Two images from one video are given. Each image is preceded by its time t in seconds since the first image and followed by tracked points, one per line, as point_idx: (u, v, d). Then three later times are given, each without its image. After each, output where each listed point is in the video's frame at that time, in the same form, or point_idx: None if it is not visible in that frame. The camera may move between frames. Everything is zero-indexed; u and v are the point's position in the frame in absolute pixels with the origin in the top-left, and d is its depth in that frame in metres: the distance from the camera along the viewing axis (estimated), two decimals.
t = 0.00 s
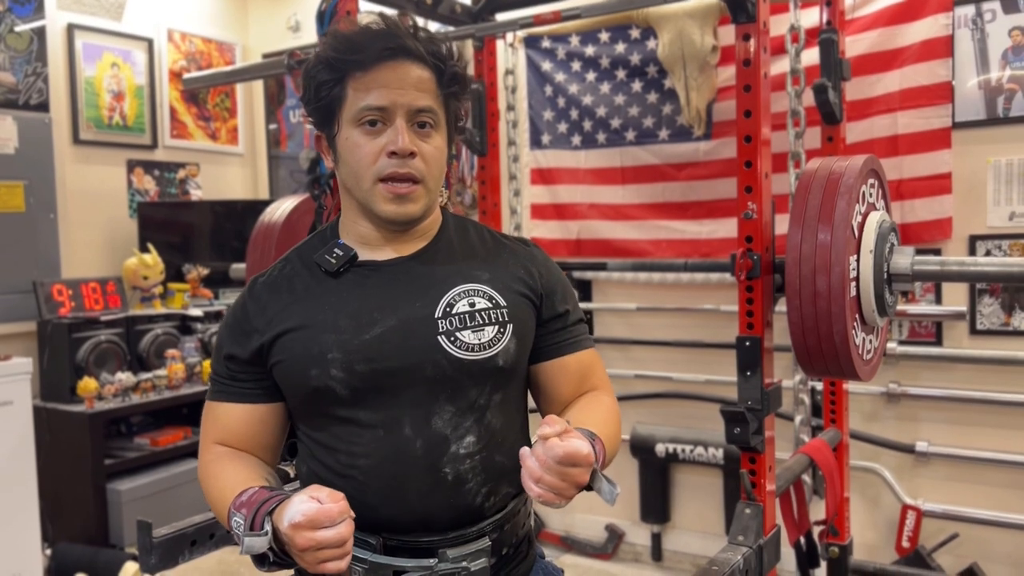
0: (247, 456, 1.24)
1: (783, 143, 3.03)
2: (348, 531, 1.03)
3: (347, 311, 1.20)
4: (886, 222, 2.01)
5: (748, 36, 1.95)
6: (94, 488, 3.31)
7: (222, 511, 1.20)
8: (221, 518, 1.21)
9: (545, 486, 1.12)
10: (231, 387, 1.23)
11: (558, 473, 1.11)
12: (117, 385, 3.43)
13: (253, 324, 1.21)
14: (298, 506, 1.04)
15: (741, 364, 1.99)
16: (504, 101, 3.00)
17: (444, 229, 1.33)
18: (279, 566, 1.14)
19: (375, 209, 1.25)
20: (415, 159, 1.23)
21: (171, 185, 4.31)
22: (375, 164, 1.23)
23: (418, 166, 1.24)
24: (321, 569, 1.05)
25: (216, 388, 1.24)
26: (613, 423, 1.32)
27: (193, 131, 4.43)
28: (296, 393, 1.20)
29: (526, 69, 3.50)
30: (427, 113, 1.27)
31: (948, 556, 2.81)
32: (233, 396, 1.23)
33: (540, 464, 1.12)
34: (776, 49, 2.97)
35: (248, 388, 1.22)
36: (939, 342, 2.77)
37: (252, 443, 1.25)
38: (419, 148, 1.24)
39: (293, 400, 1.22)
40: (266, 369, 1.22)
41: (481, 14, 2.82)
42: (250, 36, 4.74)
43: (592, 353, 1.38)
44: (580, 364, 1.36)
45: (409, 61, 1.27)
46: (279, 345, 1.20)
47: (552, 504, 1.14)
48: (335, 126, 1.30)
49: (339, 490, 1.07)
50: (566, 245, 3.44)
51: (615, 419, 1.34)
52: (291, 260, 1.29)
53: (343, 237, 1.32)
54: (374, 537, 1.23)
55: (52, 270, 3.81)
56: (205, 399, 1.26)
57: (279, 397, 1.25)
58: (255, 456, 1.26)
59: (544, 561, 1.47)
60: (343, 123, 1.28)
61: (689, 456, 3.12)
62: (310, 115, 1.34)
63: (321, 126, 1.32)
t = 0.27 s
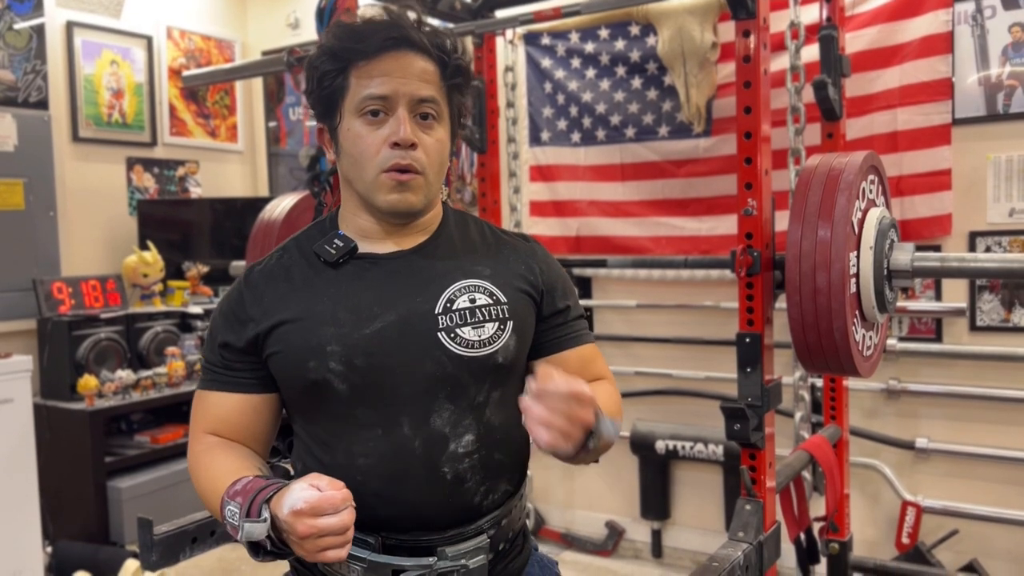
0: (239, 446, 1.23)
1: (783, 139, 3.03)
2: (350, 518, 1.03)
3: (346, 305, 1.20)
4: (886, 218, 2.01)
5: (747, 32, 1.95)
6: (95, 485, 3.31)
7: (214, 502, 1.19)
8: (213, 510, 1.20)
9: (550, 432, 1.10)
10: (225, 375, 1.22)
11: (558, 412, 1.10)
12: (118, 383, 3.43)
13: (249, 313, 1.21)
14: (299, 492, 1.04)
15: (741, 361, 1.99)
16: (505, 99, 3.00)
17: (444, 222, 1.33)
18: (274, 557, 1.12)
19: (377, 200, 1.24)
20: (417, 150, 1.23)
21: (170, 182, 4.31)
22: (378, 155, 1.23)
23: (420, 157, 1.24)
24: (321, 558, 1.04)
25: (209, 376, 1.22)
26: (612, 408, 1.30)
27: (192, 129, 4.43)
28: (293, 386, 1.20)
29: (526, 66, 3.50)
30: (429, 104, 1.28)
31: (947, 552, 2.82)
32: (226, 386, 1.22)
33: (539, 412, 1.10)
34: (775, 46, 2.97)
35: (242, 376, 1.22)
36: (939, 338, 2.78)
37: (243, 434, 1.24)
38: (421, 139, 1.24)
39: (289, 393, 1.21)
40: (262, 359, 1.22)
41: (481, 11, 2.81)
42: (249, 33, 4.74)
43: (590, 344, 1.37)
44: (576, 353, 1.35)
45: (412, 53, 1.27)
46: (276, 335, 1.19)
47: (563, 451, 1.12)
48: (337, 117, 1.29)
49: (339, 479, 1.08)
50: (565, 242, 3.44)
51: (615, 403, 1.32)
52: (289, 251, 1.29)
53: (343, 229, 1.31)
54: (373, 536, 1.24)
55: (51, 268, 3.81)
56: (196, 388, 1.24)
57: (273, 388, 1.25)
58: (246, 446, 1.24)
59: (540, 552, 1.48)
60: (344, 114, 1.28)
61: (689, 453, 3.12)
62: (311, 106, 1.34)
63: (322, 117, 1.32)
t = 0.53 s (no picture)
0: (230, 444, 1.23)
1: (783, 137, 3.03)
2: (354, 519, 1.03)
3: (343, 301, 1.20)
4: (886, 215, 2.01)
5: (747, 29, 1.95)
6: (96, 483, 3.32)
7: (207, 499, 1.18)
8: (204, 507, 1.19)
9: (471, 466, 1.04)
10: (219, 372, 1.21)
11: (468, 451, 1.03)
12: (118, 381, 3.44)
13: (245, 309, 1.21)
14: (303, 492, 1.04)
15: (741, 358, 1.99)
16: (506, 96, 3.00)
17: (439, 222, 1.34)
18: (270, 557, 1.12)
19: (379, 200, 1.25)
20: (423, 153, 1.23)
21: (170, 180, 4.31)
22: (384, 156, 1.23)
23: (426, 161, 1.24)
24: (324, 558, 1.04)
25: (201, 373, 1.22)
26: (597, 412, 1.29)
27: (192, 127, 4.43)
28: (289, 383, 1.20)
29: (526, 64, 3.50)
30: (435, 108, 1.28)
31: (947, 548, 2.82)
32: (219, 382, 1.21)
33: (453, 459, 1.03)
34: (775, 43, 2.97)
35: (236, 372, 1.22)
36: (939, 335, 2.78)
37: (232, 431, 1.23)
38: (427, 142, 1.25)
39: (283, 389, 1.21)
40: (257, 355, 1.22)
41: (481, 8, 2.79)
42: (249, 31, 4.74)
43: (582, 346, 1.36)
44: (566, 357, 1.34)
45: (422, 55, 1.27)
46: (272, 331, 1.19)
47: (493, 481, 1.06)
48: (340, 113, 1.29)
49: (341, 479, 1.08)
50: (565, 239, 3.45)
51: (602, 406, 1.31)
52: (282, 248, 1.29)
53: (340, 226, 1.31)
54: (368, 534, 1.24)
55: (51, 266, 3.81)
56: (185, 385, 1.23)
57: (265, 385, 1.25)
58: (236, 444, 1.24)
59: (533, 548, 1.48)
60: (350, 112, 1.27)
61: (690, 450, 3.12)
62: (313, 100, 1.33)
63: (325, 111, 1.31)
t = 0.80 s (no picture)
0: (227, 441, 1.23)
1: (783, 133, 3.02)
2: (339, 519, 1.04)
3: (337, 299, 1.20)
4: (886, 212, 2.01)
5: (747, 26, 1.95)
6: (96, 481, 3.32)
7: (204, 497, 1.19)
8: (201, 504, 1.20)
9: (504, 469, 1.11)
10: (215, 369, 1.21)
11: (502, 455, 1.10)
12: (118, 379, 3.45)
13: (239, 306, 1.21)
14: (290, 492, 1.04)
15: (741, 355, 2.00)
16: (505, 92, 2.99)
17: (436, 218, 1.33)
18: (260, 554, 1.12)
19: (371, 193, 1.24)
20: (413, 145, 1.23)
21: (170, 178, 4.31)
22: (373, 149, 1.23)
23: (416, 152, 1.24)
24: (310, 557, 1.05)
25: (198, 369, 1.22)
26: (593, 417, 1.31)
27: (192, 124, 4.42)
28: (283, 380, 1.20)
29: (525, 61, 3.49)
30: (426, 100, 1.28)
31: (947, 545, 2.83)
32: (216, 379, 1.21)
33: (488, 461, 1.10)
34: (775, 39, 2.97)
35: (232, 369, 1.21)
36: (939, 332, 2.78)
37: (230, 429, 1.24)
38: (418, 134, 1.24)
39: (278, 387, 1.21)
40: (252, 352, 1.22)
41: (481, 6, 2.76)
42: (248, 28, 4.73)
43: (576, 351, 1.36)
44: (558, 365, 1.35)
45: (410, 48, 1.27)
46: (266, 328, 1.19)
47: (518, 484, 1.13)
48: (333, 109, 1.29)
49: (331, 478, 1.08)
50: (564, 236, 3.45)
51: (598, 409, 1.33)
52: (281, 245, 1.29)
53: (336, 223, 1.31)
54: (362, 533, 1.23)
55: (51, 264, 3.81)
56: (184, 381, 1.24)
57: (262, 382, 1.24)
58: (234, 442, 1.25)
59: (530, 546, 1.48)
60: (341, 107, 1.27)
61: (690, 447, 3.12)
62: (307, 98, 1.33)
63: (319, 109, 1.32)
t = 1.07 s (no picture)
0: (233, 439, 1.23)
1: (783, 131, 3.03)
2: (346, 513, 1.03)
3: (340, 297, 1.20)
4: (886, 210, 2.01)
5: (747, 23, 1.95)
6: (96, 479, 3.32)
7: (209, 495, 1.19)
8: (206, 502, 1.20)
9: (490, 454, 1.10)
10: (220, 368, 1.21)
11: (487, 440, 1.10)
12: (118, 376, 3.44)
13: (243, 305, 1.21)
14: (295, 487, 1.04)
15: (741, 353, 1.99)
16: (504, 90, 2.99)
17: (438, 216, 1.33)
18: (268, 549, 1.13)
19: (371, 190, 1.24)
20: (412, 141, 1.23)
21: (170, 176, 4.31)
22: (372, 144, 1.23)
23: (415, 148, 1.23)
24: (315, 552, 1.05)
25: (203, 368, 1.22)
26: (595, 414, 1.32)
27: (191, 122, 4.42)
28: (286, 378, 1.20)
29: (525, 58, 3.49)
30: (425, 95, 1.27)
31: (948, 543, 2.83)
32: (220, 378, 1.22)
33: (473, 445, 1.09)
34: (775, 37, 2.96)
35: (236, 368, 1.21)
36: (939, 329, 2.78)
37: (237, 427, 1.24)
38: (417, 130, 1.24)
39: (281, 386, 1.21)
40: (255, 352, 1.22)
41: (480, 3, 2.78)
42: (248, 26, 4.73)
43: (575, 349, 1.36)
44: (557, 362, 1.35)
45: (410, 44, 1.27)
46: (269, 327, 1.19)
47: (503, 471, 1.13)
48: (333, 106, 1.29)
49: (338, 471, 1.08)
50: (564, 234, 3.44)
51: (596, 409, 1.33)
52: (283, 244, 1.29)
53: (338, 220, 1.31)
54: (363, 530, 1.23)
55: (51, 262, 3.81)
56: (189, 380, 1.24)
57: (267, 380, 1.24)
58: (240, 440, 1.25)
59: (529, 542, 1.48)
60: (341, 104, 1.27)
61: (690, 445, 3.12)
62: (309, 95, 1.33)
63: (319, 106, 1.32)
